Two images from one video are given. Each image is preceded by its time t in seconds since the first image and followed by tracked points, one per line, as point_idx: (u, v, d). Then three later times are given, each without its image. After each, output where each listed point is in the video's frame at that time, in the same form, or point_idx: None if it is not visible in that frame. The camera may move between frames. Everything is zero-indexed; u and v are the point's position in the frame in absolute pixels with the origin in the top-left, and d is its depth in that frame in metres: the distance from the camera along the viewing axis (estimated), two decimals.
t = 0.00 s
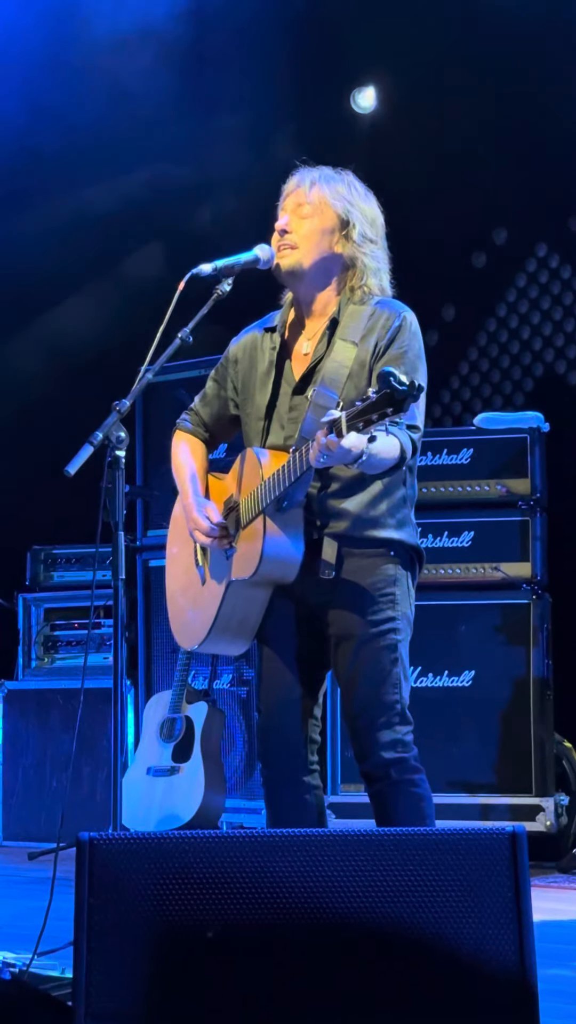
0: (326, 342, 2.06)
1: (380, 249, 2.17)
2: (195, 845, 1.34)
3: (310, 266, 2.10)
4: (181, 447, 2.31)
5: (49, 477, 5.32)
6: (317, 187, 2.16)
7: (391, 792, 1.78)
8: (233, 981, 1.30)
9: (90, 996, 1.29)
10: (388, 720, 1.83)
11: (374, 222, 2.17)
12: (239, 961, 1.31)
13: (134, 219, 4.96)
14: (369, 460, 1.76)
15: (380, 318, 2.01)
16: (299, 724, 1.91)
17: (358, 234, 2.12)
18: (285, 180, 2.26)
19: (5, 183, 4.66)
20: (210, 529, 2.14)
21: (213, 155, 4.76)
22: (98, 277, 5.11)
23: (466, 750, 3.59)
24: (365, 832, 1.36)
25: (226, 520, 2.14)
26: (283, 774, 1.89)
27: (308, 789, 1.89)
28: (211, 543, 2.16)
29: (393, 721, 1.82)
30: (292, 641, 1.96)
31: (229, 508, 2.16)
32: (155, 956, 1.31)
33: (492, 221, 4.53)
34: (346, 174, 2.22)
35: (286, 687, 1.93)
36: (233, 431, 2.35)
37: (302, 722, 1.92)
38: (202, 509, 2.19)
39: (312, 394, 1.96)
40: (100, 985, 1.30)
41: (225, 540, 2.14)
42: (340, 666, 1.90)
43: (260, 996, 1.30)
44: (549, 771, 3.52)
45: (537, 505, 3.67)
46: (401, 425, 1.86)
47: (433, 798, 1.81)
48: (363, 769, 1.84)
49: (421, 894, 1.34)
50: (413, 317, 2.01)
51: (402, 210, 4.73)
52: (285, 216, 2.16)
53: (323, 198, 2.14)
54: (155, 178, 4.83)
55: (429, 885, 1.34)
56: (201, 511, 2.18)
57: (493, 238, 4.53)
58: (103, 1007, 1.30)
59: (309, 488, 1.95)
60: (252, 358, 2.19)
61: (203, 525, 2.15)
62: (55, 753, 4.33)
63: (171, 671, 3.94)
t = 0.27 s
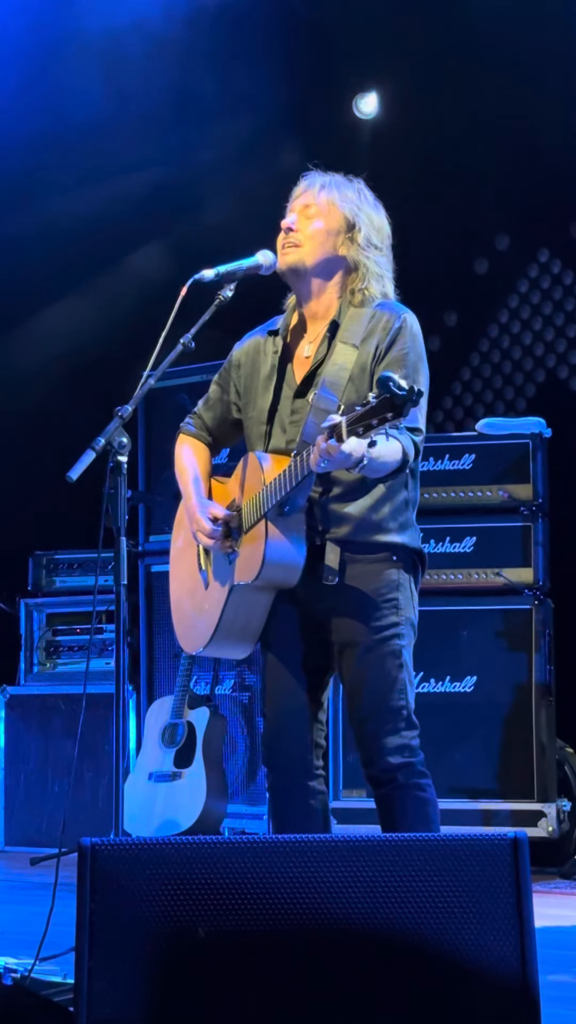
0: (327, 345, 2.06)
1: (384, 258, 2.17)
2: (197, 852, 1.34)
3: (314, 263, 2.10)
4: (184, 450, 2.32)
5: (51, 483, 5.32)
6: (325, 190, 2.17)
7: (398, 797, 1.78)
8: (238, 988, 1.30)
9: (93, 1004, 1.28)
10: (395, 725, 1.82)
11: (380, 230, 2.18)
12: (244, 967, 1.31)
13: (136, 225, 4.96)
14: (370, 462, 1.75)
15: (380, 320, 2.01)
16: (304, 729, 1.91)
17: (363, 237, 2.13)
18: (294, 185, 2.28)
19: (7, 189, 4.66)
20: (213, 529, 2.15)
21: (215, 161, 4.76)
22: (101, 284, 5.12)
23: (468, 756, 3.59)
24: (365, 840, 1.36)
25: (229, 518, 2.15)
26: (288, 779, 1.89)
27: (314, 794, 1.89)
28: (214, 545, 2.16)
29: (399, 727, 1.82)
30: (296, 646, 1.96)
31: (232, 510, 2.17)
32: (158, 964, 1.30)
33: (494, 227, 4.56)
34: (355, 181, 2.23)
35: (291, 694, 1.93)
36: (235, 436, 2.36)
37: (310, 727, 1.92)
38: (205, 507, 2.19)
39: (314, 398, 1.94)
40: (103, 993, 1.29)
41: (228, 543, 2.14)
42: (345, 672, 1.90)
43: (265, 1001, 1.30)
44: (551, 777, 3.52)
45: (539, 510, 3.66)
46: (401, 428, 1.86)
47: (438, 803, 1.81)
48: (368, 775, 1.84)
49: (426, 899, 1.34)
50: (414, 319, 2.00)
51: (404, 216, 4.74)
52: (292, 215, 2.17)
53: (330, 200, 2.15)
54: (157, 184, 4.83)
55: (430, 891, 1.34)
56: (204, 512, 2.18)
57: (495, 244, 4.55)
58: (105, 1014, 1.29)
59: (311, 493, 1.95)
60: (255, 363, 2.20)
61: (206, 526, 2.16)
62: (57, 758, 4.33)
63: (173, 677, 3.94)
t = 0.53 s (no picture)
0: (331, 348, 2.06)
1: (397, 272, 2.17)
2: (198, 856, 1.34)
3: (320, 264, 2.11)
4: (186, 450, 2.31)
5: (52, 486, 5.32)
6: (343, 195, 2.18)
7: (394, 800, 1.77)
8: (237, 992, 1.30)
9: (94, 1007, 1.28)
10: (391, 731, 1.82)
11: (394, 242, 2.19)
12: (244, 971, 1.31)
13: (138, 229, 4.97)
14: (368, 466, 1.75)
15: (385, 327, 2.01)
16: (302, 732, 1.91)
17: (375, 244, 2.13)
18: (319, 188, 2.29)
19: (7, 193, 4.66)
20: (210, 530, 2.15)
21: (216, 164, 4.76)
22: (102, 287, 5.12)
23: (470, 760, 3.58)
24: (367, 844, 1.36)
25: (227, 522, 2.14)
26: (285, 784, 1.89)
27: (311, 798, 1.89)
28: (211, 547, 2.16)
29: (395, 732, 1.82)
30: (293, 650, 1.96)
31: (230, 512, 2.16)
32: (158, 968, 1.30)
33: (497, 226, 4.55)
34: (377, 190, 2.24)
35: (289, 697, 1.93)
36: (237, 437, 2.36)
37: (305, 730, 1.92)
38: (202, 510, 2.19)
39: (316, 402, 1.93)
40: (104, 996, 1.28)
41: (224, 544, 2.14)
42: (342, 676, 1.90)
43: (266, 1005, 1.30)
44: (552, 781, 3.52)
45: (541, 514, 3.66)
46: (401, 433, 1.86)
47: (436, 808, 1.80)
48: (366, 780, 1.83)
49: (426, 904, 1.34)
50: (419, 327, 2.01)
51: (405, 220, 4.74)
52: (308, 214, 2.19)
53: (346, 205, 2.16)
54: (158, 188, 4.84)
55: (431, 895, 1.34)
56: (202, 514, 2.18)
57: (497, 247, 4.55)
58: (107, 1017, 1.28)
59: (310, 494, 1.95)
60: (258, 365, 2.20)
61: (204, 526, 2.15)
62: (59, 762, 4.33)
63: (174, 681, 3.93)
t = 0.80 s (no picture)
0: (330, 348, 2.06)
1: (398, 283, 2.17)
2: (199, 859, 1.34)
3: (321, 265, 2.12)
4: (185, 454, 2.31)
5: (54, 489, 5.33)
6: (348, 200, 2.19)
7: (394, 803, 1.77)
8: (238, 994, 1.30)
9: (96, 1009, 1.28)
10: (390, 733, 1.82)
11: (397, 253, 2.19)
12: (245, 973, 1.31)
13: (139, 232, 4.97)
14: (368, 467, 1.75)
15: (383, 328, 2.01)
16: (302, 735, 1.91)
17: (376, 248, 2.13)
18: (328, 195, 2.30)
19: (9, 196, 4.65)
20: (212, 531, 2.15)
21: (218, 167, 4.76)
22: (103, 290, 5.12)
23: (471, 762, 3.58)
24: (368, 847, 1.36)
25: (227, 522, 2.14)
26: (287, 787, 1.89)
27: (311, 802, 1.89)
28: (212, 548, 2.16)
29: (395, 735, 1.82)
30: (291, 652, 1.96)
31: (230, 515, 2.17)
32: (159, 971, 1.29)
33: (498, 232, 4.57)
34: (385, 199, 2.25)
35: (288, 699, 1.93)
36: (236, 439, 2.36)
37: (306, 731, 1.92)
38: (204, 512, 2.19)
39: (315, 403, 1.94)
40: (105, 999, 1.28)
41: (225, 546, 2.15)
42: (341, 679, 1.89)
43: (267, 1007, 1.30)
44: (554, 783, 3.52)
45: (541, 517, 3.66)
46: (401, 434, 1.86)
47: (435, 810, 1.81)
48: (365, 783, 1.83)
49: (427, 906, 1.34)
50: (417, 328, 2.01)
51: (406, 223, 4.74)
52: (313, 216, 2.20)
53: (351, 210, 2.17)
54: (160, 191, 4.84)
55: (433, 897, 1.35)
56: (202, 517, 2.18)
57: (498, 250, 4.57)
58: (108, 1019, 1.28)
59: (310, 496, 1.95)
60: (257, 366, 2.20)
61: (204, 528, 2.16)
62: (60, 764, 4.34)
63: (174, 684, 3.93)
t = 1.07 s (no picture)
0: (329, 348, 2.06)
1: (391, 270, 2.18)
2: (200, 860, 1.34)
3: (319, 272, 2.11)
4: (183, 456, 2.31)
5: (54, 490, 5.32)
6: (332, 201, 2.19)
7: (397, 804, 1.77)
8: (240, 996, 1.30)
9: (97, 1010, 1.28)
10: (392, 734, 1.82)
11: (387, 241, 2.19)
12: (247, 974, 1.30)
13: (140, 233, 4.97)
14: (367, 465, 1.75)
15: (383, 327, 2.01)
16: (303, 735, 1.91)
17: (369, 245, 2.14)
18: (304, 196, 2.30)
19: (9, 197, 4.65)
20: (210, 533, 2.15)
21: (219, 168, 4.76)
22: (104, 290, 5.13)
23: (472, 764, 3.58)
24: (370, 849, 1.36)
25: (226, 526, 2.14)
26: (288, 787, 1.89)
27: (314, 802, 1.89)
28: (211, 550, 2.16)
29: (397, 736, 1.82)
30: (293, 654, 1.96)
31: (230, 515, 2.17)
32: (161, 971, 1.29)
33: (498, 235, 4.58)
34: (364, 192, 2.25)
35: (289, 700, 1.93)
36: (235, 438, 2.36)
37: (308, 730, 1.92)
38: (202, 517, 2.19)
39: (314, 403, 1.95)
40: (106, 1000, 1.28)
41: (224, 547, 2.15)
42: (343, 681, 1.89)
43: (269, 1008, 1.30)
44: (554, 785, 3.52)
45: (542, 518, 3.66)
46: (400, 432, 1.86)
47: (438, 811, 1.80)
48: (368, 784, 1.83)
49: (429, 908, 1.34)
50: (416, 326, 2.01)
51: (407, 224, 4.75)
52: (299, 224, 2.19)
53: (337, 210, 2.17)
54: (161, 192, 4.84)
55: (434, 899, 1.35)
56: (201, 518, 2.18)
57: (498, 252, 4.57)
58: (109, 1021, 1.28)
59: (309, 495, 1.95)
60: (256, 366, 2.20)
61: (203, 528, 2.16)
62: (60, 765, 4.33)
63: (175, 686, 3.94)
